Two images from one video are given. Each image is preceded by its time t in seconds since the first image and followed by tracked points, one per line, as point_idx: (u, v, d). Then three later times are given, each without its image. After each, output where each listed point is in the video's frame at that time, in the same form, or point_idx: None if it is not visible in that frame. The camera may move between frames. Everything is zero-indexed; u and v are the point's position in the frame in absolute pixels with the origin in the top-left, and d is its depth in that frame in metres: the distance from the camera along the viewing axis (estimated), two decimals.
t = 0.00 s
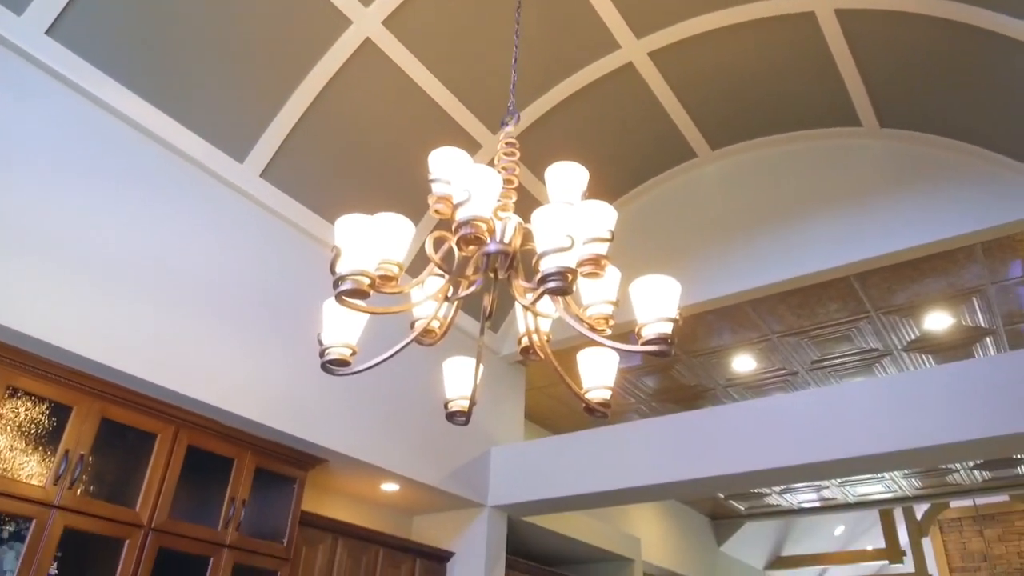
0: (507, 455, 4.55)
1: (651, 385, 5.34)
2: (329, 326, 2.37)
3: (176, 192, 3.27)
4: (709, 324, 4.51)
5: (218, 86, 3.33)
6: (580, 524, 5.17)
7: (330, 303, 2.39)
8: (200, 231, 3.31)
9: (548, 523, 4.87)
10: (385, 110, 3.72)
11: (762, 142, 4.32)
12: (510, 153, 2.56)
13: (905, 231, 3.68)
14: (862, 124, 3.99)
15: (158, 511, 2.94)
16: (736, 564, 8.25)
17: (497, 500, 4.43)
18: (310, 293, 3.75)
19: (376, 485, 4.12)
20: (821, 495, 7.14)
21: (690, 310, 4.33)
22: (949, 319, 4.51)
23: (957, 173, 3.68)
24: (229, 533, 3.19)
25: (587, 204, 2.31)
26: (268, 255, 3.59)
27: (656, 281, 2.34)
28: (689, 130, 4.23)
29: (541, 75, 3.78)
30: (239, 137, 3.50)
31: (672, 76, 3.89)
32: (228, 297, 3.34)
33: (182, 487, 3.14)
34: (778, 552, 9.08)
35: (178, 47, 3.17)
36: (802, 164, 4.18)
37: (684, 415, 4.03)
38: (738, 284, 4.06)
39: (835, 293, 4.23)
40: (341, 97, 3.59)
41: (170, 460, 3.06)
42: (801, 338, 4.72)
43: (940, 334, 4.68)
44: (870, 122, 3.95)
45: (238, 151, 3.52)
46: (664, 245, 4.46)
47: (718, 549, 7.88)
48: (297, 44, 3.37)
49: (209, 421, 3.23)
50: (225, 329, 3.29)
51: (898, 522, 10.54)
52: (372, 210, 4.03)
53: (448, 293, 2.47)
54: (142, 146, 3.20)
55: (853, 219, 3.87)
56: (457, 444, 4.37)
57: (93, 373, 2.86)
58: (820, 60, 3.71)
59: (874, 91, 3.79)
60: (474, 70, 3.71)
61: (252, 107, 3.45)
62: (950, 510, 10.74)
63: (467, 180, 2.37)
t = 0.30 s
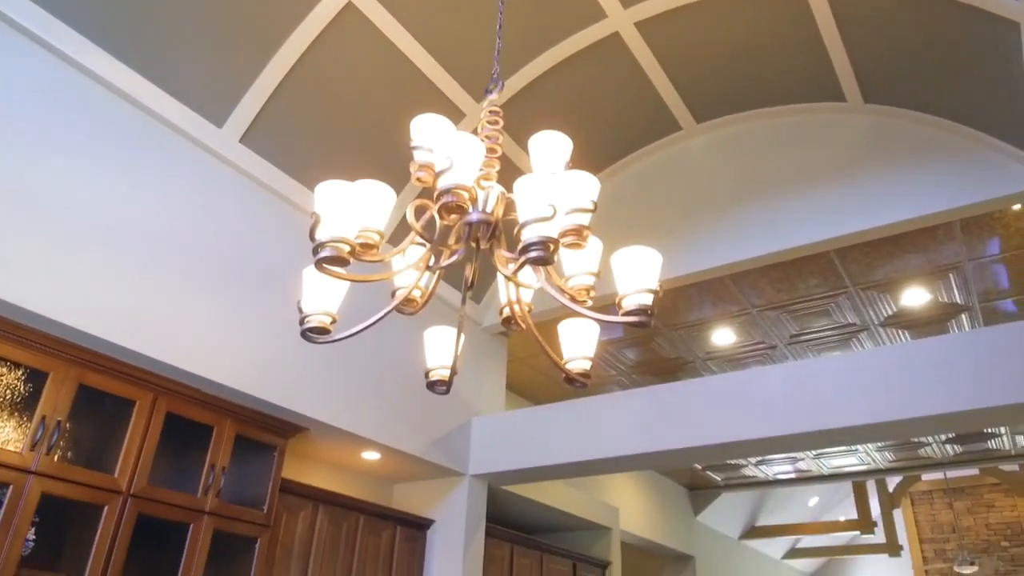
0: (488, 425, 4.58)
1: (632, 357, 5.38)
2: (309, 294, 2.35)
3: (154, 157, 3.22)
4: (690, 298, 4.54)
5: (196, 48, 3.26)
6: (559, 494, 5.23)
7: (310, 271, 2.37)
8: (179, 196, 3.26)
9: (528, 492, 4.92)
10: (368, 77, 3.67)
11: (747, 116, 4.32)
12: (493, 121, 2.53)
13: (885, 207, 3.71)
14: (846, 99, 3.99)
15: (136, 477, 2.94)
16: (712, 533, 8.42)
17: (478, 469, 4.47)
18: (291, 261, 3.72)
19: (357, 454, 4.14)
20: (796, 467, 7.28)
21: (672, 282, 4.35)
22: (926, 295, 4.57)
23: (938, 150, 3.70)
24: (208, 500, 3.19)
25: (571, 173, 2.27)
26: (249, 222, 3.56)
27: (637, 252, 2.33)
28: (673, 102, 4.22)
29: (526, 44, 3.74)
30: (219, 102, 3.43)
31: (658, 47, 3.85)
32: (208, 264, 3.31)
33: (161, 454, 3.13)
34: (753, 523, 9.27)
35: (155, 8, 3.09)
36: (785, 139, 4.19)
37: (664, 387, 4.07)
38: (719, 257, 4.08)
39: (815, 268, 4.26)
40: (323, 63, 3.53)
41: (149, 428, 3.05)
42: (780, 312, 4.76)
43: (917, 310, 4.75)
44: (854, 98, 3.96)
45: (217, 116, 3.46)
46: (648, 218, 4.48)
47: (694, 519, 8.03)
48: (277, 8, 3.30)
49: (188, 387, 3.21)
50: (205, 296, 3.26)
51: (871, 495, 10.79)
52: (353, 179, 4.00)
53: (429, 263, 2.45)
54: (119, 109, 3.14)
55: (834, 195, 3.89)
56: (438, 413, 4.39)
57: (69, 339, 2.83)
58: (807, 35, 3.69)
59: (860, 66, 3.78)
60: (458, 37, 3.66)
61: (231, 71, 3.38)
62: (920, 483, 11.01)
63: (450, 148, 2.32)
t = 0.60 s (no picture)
0: (472, 395, 4.60)
1: (615, 330, 5.41)
2: (292, 261, 2.33)
3: (134, 121, 3.15)
4: (675, 271, 4.56)
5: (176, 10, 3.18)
6: (542, 464, 5.29)
7: (293, 238, 2.34)
8: (161, 162, 3.21)
9: (511, 462, 4.96)
10: (353, 42, 3.60)
11: (734, 89, 4.31)
12: (479, 89, 2.49)
13: (869, 182, 3.72)
14: (834, 74, 3.98)
15: (119, 444, 2.93)
16: (691, 503, 8.56)
17: (461, 439, 4.49)
18: (273, 228, 3.68)
19: (341, 423, 4.15)
20: (775, 439, 7.40)
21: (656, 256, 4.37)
22: (907, 272, 4.62)
23: (923, 126, 3.72)
24: (191, 467, 3.19)
25: (558, 142, 2.25)
26: (231, 189, 3.51)
27: (623, 223, 2.33)
28: (661, 73, 4.19)
29: (513, 12, 3.68)
30: (200, 65, 3.36)
31: (647, 18, 3.81)
32: (190, 230, 3.27)
33: (143, 422, 3.12)
34: (731, 493, 9.42)
35: None
36: (773, 113, 4.19)
37: (647, 359, 4.10)
38: (703, 231, 4.09)
39: (799, 243, 4.29)
40: (306, 28, 3.46)
41: (131, 395, 3.03)
42: (763, 287, 4.80)
43: (898, 286, 4.80)
44: (842, 72, 3.95)
45: (198, 80, 3.39)
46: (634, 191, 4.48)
47: (674, 489, 8.16)
48: None
49: (170, 355, 3.19)
50: (187, 263, 3.22)
51: (847, 467, 11.01)
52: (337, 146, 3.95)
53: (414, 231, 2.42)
54: (97, 71, 3.06)
55: (819, 170, 3.91)
56: (423, 383, 4.40)
57: (49, 304, 2.79)
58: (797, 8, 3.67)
59: (849, 40, 3.76)
60: (444, 4, 3.60)
61: (213, 34, 3.31)
62: (896, 456, 11.24)
63: (436, 115, 2.29)
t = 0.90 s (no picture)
0: (456, 366, 4.62)
1: (601, 302, 5.42)
2: (275, 229, 2.30)
3: (113, 85, 3.09)
4: (659, 244, 4.57)
5: None
6: (526, 435, 5.33)
7: (276, 204, 2.32)
8: (141, 128, 3.16)
9: (495, 432, 5.00)
10: (336, 7, 3.53)
11: (722, 61, 4.28)
12: (465, 56, 2.45)
13: (853, 157, 3.73)
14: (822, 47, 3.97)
15: (101, 412, 2.91)
16: (673, 474, 8.68)
17: (446, 410, 4.51)
18: (256, 196, 3.64)
19: (326, 392, 4.15)
20: (756, 411, 7.49)
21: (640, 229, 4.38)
22: (890, 247, 4.65)
23: (909, 101, 3.72)
24: (175, 435, 3.19)
25: (545, 110, 2.22)
26: (213, 156, 3.46)
27: (609, 194, 2.31)
28: (649, 44, 4.16)
29: None
30: (179, 29, 3.29)
31: None
32: (171, 198, 3.22)
33: (125, 390, 3.10)
34: (713, 464, 9.56)
35: None
36: (760, 86, 4.17)
37: (631, 331, 4.12)
38: (687, 204, 4.10)
39: (784, 217, 4.30)
40: None
41: (112, 363, 3.01)
42: (748, 260, 4.82)
43: (881, 260, 4.84)
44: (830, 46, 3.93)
45: (178, 44, 3.33)
46: (620, 164, 4.48)
47: (657, 460, 8.26)
48: None
49: (152, 323, 3.16)
50: (168, 231, 3.18)
51: (827, 439, 11.20)
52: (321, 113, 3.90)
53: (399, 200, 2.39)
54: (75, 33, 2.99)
55: (803, 144, 3.91)
56: (407, 354, 4.41)
57: (25, 271, 2.74)
58: None
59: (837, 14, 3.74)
60: None
61: None
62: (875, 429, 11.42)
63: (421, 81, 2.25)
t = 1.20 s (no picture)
0: (441, 338, 4.62)
1: (586, 274, 5.43)
2: (257, 196, 2.27)
3: (90, 49, 3.02)
4: (645, 216, 4.57)
5: None
6: (511, 406, 5.36)
7: (258, 171, 2.29)
8: (119, 94, 3.09)
9: (479, 403, 5.02)
10: None
11: (710, 33, 4.23)
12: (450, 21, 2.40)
13: (839, 131, 3.73)
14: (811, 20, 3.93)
15: (81, 381, 2.89)
16: (655, 445, 8.79)
17: (430, 380, 4.52)
18: (238, 165, 3.60)
19: (310, 362, 4.14)
20: (738, 384, 7.57)
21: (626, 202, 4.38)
22: (873, 221, 4.68)
23: (895, 75, 3.71)
24: (157, 404, 3.18)
25: (530, 77, 2.20)
26: (193, 123, 3.41)
27: (594, 163, 2.30)
28: (637, 15, 4.11)
29: None
30: None
31: None
32: (150, 166, 3.17)
33: (107, 358, 3.07)
34: (694, 436, 9.68)
35: None
36: (747, 58, 4.14)
37: (615, 303, 4.13)
38: (673, 178, 4.10)
39: (769, 190, 4.31)
40: None
41: (93, 331, 2.98)
42: (733, 234, 4.83)
43: (864, 235, 4.87)
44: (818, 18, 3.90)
45: (156, 8, 3.24)
46: (606, 137, 4.46)
47: (639, 431, 8.35)
48: None
49: (133, 291, 3.13)
50: (147, 199, 3.13)
51: (807, 412, 11.37)
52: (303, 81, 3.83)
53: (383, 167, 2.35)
54: None
55: (790, 117, 3.90)
56: (392, 325, 4.40)
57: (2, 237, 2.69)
58: None
59: None
60: None
61: None
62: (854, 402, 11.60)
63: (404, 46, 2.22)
